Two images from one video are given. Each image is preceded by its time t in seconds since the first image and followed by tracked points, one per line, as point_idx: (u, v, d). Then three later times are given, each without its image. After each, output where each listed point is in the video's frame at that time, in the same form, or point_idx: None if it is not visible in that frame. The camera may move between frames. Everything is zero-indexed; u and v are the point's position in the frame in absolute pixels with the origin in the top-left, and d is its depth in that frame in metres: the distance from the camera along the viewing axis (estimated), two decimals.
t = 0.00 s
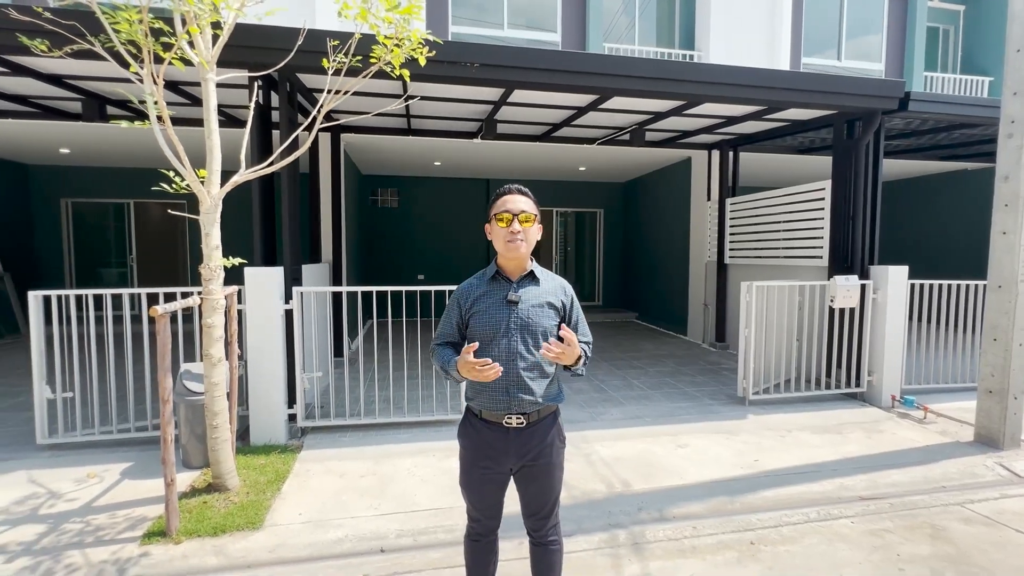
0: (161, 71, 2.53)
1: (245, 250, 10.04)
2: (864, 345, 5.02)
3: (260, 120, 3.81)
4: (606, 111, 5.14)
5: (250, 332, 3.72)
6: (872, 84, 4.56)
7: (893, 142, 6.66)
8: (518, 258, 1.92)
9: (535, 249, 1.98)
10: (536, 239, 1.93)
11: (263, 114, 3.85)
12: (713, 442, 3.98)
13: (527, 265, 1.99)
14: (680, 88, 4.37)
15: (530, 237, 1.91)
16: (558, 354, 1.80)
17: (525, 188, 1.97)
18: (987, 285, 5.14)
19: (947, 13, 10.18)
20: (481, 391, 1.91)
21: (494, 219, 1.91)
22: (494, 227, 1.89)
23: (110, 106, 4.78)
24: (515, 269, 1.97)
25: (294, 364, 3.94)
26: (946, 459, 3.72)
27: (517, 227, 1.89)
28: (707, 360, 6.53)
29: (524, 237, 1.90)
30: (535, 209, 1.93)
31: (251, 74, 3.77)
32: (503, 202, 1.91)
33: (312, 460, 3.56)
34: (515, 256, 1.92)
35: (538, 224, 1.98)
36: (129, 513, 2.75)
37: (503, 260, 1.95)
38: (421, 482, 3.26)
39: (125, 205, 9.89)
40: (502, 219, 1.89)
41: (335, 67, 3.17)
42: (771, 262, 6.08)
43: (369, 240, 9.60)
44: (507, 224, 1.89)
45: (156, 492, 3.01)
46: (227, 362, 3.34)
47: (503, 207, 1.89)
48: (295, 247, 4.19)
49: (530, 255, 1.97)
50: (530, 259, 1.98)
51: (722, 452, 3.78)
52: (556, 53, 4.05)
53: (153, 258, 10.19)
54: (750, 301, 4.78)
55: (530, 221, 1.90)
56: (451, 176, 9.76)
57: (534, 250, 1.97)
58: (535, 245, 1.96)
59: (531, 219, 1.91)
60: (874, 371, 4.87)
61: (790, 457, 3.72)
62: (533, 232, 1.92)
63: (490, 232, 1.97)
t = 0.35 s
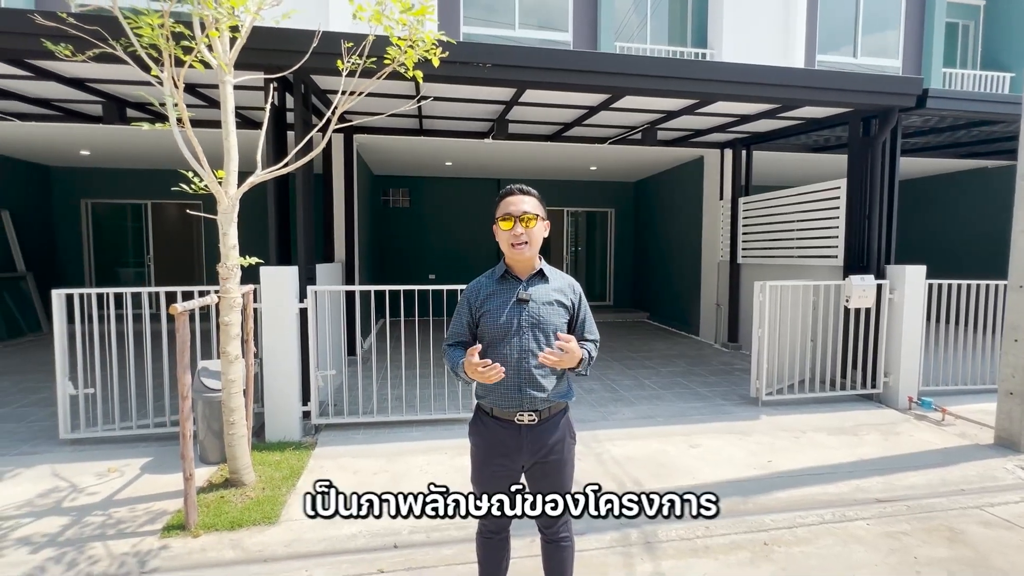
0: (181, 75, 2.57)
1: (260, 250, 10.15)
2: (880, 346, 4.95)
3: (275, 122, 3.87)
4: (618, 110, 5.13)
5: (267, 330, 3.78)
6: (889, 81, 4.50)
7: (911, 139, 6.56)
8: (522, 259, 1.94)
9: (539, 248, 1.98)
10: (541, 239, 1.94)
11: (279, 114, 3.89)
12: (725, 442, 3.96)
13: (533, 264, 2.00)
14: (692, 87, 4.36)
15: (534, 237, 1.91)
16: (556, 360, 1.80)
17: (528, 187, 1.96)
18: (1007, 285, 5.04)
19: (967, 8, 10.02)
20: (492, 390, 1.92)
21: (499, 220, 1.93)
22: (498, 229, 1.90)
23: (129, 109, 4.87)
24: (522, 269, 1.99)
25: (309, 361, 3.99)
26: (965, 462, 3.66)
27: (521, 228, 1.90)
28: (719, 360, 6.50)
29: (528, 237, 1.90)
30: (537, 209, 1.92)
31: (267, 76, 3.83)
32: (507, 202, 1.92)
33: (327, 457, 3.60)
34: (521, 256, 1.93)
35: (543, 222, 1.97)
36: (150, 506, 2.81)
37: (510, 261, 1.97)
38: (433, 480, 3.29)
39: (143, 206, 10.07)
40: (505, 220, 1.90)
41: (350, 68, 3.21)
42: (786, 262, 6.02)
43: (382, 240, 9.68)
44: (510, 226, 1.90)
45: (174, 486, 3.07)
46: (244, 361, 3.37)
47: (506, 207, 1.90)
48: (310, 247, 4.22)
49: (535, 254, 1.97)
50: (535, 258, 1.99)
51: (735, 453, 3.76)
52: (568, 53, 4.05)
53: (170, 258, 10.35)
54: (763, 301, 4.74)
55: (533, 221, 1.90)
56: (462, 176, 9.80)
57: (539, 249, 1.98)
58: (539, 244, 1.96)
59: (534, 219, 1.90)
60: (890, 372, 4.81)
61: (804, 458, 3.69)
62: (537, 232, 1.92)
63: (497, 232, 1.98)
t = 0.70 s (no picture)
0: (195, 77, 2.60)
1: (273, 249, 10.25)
2: (895, 347, 4.88)
3: (287, 123, 3.91)
4: (628, 109, 5.11)
5: (279, 329, 3.82)
6: (904, 78, 4.43)
7: (928, 137, 6.45)
8: (531, 256, 1.95)
9: (549, 246, 1.97)
10: (550, 236, 1.92)
11: (290, 116, 3.93)
12: (736, 442, 3.93)
13: (544, 263, 1.99)
14: (704, 86, 4.33)
15: (542, 233, 1.91)
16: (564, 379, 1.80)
17: (538, 184, 1.95)
18: None
19: (986, 3, 9.82)
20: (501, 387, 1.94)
21: (508, 217, 1.94)
22: (506, 226, 1.91)
23: (145, 111, 4.94)
24: (532, 267, 1.99)
25: (320, 360, 4.03)
26: (982, 465, 3.60)
27: (528, 225, 1.90)
28: (730, 360, 6.45)
29: (535, 234, 1.90)
30: (546, 206, 1.91)
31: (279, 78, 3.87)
32: (517, 200, 1.92)
33: (338, 454, 3.63)
34: (530, 254, 1.93)
35: (554, 220, 1.96)
36: (165, 501, 2.86)
37: (522, 258, 1.97)
38: (443, 478, 3.30)
39: (158, 207, 10.22)
40: (514, 217, 1.91)
41: (362, 69, 3.24)
42: (798, 261, 5.96)
43: (392, 240, 9.73)
44: (518, 223, 1.91)
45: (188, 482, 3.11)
46: (256, 359, 3.40)
47: (514, 205, 1.91)
48: (321, 247, 4.25)
49: (544, 253, 1.96)
50: (546, 257, 1.98)
51: (746, 454, 3.73)
52: (578, 52, 4.05)
53: (184, 258, 10.48)
54: (775, 300, 4.70)
55: (540, 218, 1.89)
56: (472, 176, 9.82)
57: (549, 247, 1.96)
58: (548, 242, 1.95)
59: (542, 216, 1.89)
60: (906, 373, 4.74)
61: (816, 460, 3.65)
62: (545, 229, 1.91)
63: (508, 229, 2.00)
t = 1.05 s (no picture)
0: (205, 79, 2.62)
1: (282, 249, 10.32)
2: (906, 347, 4.82)
3: (295, 124, 3.94)
4: (636, 108, 5.09)
5: (287, 329, 3.85)
6: (917, 76, 4.38)
7: (940, 135, 6.37)
8: (543, 259, 1.95)
9: (563, 250, 1.95)
10: (562, 240, 1.91)
11: (299, 116, 3.97)
12: (744, 444, 3.91)
13: (557, 265, 1.99)
14: (712, 84, 4.30)
15: (554, 238, 1.89)
16: (558, 370, 1.74)
17: (554, 185, 1.92)
18: None
19: None
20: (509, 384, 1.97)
21: (522, 219, 1.94)
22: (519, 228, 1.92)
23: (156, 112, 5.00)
24: (547, 268, 1.99)
25: (327, 359, 4.05)
26: (996, 468, 3.54)
27: (540, 228, 1.90)
28: (738, 361, 6.41)
29: (546, 238, 1.90)
30: (559, 210, 1.90)
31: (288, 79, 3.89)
32: (532, 202, 1.91)
33: (345, 453, 3.65)
34: (543, 256, 1.94)
35: (569, 223, 1.94)
36: (175, 498, 2.89)
37: (536, 260, 1.98)
38: (449, 477, 3.31)
39: (169, 207, 10.33)
40: (527, 219, 1.91)
41: (369, 69, 3.26)
42: (808, 261, 5.90)
43: (400, 240, 9.77)
44: (531, 225, 1.91)
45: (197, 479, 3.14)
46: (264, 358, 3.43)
47: (528, 207, 1.91)
48: (329, 247, 4.28)
49: (557, 256, 1.96)
50: (559, 260, 1.98)
51: (755, 455, 3.70)
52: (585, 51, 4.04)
53: (195, 258, 10.59)
54: (784, 301, 4.66)
55: (551, 222, 1.88)
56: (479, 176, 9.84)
57: (562, 251, 1.95)
58: (561, 245, 1.93)
59: (555, 219, 1.88)
60: (917, 375, 4.68)
61: (826, 461, 3.61)
62: (557, 233, 1.90)
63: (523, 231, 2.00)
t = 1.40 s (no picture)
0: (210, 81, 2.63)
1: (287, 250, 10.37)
2: (912, 348, 4.79)
3: (300, 125, 3.96)
4: (640, 108, 5.07)
5: (291, 329, 3.87)
6: (924, 75, 4.34)
7: (948, 135, 6.32)
8: (552, 258, 1.95)
9: (572, 250, 1.95)
10: (571, 241, 1.91)
11: (303, 118, 3.99)
12: (748, 445, 3.89)
13: (565, 264, 1.99)
14: (716, 84, 4.29)
15: (563, 237, 1.89)
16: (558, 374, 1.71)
17: (567, 186, 1.94)
18: None
19: None
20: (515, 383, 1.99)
21: (533, 217, 1.95)
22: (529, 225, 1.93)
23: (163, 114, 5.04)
24: (554, 266, 2.00)
25: (331, 359, 4.06)
26: (1004, 470, 3.51)
27: (550, 227, 1.90)
28: (743, 362, 6.38)
29: (555, 237, 1.90)
30: (571, 210, 1.90)
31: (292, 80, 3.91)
32: (545, 201, 1.92)
33: (349, 453, 3.66)
34: (551, 254, 1.94)
35: (580, 225, 1.94)
36: (181, 497, 2.91)
37: (544, 257, 1.99)
38: (452, 477, 3.31)
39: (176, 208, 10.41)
40: (538, 217, 1.92)
41: (373, 71, 3.26)
42: (814, 262, 5.87)
43: (405, 240, 9.80)
44: (541, 223, 1.92)
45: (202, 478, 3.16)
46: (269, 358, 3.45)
47: (540, 205, 1.92)
48: (333, 248, 4.30)
49: (566, 256, 1.95)
50: (568, 259, 1.98)
51: (759, 457, 3.68)
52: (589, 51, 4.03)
53: (201, 258, 10.66)
54: (789, 301, 4.64)
55: (562, 222, 1.88)
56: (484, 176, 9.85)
57: (571, 251, 1.94)
58: (570, 246, 1.93)
59: (565, 219, 1.89)
60: (924, 377, 4.64)
61: (830, 463, 3.59)
62: (567, 233, 1.90)
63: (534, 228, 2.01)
